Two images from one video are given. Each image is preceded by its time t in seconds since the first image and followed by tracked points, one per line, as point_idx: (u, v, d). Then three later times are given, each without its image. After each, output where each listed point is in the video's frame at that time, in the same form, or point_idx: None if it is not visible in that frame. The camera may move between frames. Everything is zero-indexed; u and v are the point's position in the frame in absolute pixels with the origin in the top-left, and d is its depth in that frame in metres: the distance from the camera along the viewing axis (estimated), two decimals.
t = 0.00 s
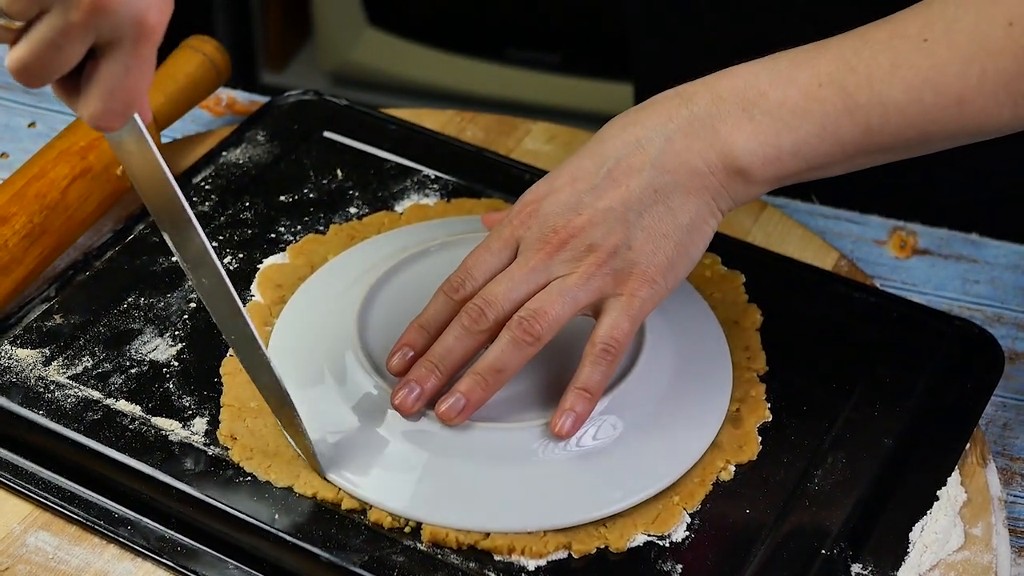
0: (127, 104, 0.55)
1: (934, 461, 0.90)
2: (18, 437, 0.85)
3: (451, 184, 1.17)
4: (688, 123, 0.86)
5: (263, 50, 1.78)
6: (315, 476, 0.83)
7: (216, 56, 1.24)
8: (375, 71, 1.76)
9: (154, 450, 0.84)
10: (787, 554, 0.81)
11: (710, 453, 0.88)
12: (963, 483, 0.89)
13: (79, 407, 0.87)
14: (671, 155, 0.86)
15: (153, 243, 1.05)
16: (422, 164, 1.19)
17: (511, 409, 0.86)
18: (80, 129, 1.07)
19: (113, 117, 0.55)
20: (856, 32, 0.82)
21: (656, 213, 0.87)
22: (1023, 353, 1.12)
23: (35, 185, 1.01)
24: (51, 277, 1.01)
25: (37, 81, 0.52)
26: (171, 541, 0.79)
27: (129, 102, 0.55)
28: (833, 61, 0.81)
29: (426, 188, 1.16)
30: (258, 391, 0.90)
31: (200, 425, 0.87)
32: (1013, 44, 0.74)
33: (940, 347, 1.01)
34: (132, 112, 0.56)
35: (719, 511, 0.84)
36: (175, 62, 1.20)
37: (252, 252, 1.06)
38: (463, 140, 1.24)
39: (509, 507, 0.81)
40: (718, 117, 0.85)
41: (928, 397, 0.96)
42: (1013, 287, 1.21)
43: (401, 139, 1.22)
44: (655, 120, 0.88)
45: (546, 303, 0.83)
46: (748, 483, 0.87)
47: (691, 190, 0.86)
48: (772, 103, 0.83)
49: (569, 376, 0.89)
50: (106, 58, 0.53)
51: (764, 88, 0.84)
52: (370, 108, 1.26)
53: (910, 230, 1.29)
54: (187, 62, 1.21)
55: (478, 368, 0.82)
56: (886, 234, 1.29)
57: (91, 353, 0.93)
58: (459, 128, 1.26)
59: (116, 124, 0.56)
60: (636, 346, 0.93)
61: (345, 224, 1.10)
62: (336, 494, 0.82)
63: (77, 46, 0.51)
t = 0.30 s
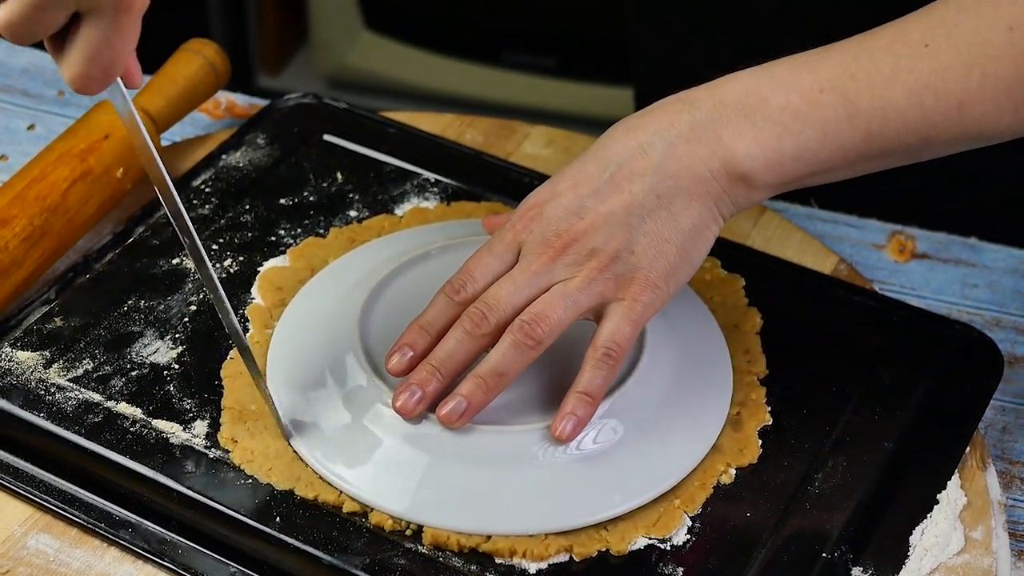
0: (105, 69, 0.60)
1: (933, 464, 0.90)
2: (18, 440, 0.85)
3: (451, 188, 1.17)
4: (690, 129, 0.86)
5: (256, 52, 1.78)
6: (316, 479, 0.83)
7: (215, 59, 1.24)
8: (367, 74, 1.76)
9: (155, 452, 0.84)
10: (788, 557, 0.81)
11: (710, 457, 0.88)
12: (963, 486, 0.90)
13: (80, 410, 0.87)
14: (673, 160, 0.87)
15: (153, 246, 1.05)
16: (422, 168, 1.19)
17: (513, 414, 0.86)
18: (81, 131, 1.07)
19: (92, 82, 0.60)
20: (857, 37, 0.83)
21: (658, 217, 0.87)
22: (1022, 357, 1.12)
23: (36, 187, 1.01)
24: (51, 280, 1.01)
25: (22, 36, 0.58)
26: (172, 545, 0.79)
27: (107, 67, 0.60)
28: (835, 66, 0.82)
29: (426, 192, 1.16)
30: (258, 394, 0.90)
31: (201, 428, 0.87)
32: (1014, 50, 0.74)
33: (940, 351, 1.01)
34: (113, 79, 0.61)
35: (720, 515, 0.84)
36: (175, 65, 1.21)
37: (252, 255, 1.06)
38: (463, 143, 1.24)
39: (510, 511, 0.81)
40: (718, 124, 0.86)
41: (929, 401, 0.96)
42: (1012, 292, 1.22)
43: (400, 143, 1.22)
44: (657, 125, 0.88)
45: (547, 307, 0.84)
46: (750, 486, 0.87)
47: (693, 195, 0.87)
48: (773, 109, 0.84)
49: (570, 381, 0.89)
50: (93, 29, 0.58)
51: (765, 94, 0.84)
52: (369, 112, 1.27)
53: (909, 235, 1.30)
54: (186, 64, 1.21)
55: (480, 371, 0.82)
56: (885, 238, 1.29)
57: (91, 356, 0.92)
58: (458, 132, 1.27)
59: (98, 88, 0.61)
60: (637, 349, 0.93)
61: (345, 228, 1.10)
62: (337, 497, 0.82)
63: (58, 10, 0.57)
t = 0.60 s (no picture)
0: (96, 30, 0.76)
1: (935, 462, 0.90)
2: (20, 445, 0.85)
3: (450, 191, 1.17)
4: (690, 129, 0.87)
5: (253, 56, 1.69)
6: (319, 482, 0.83)
7: (213, 62, 1.24)
8: (364, 77, 1.69)
9: (158, 457, 0.84)
10: (791, 557, 0.81)
11: (713, 457, 0.88)
12: (965, 485, 0.90)
13: (82, 414, 0.87)
14: (673, 161, 0.87)
15: (154, 250, 1.05)
16: (421, 170, 1.19)
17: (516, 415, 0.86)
18: (80, 136, 1.07)
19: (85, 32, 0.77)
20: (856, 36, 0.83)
21: (660, 218, 0.87)
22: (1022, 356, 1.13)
23: (36, 192, 1.01)
24: (51, 285, 1.00)
25: None
26: (176, 549, 0.78)
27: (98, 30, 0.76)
28: (834, 65, 0.82)
29: (425, 194, 1.16)
30: (260, 397, 0.90)
31: (203, 432, 0.87)
32: (1013, 47, 0.75)
33: (940, 351, 1.01)
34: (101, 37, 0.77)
35: (722, 515, 0.84)
36: (174, 70, 1.21)
37: (252, 259, 1.06)
38: (462, 146, 1.24)
39: (514, 514, 0.81)
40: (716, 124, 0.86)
41: (930, 400, 0.96)
42: (1011, 291, 1.22)
43: (399, 146, 1.22)
44: (656, 125, 0.88)
45: (550, 308, 0.84)
46: (753, 486, 0.87)
47: (694, 197, 0.87)
48: (773, 109, 0.84)
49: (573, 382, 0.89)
50: (79, 3, 0.67)
51: (764, 94, 0.84)
52: (368, 115, 1.27)
53: (908, 235, 1.30)
54: (186, 68, 1.21)
55: (481, 372, 0.82)
56: (884, 238, 1.30)
57: (92, 360, 0.92)
58: (457, 134, 1.27)
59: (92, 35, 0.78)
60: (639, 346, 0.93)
61: (346, 230, 1.10)
62: (341, 500, 0.82)
63: None
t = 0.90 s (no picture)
0: None
1: (939, 463, 0.90)
2: (25, 450, 0.85)
3: (453, 194, 1.17)
4: (694, 131, 0.87)
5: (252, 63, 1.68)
6: (324, 486, 0.83)
7: (215, 66, 1.24)
8: (359, 80, 1.68)
9: (163, 461, 0.84)
10: (797, 558, 0.81)
11: (718, 459, 0.88)
12: (970, 485, 0.90)
13: (87, 419, 0.87)
14: (676, 165, 0.87)
15: (157, 254, 1.05)
16: (423, 172, 1.19)
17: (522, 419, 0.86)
18: (83, 141, 1.07)
19: None
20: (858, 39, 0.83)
21: (663, 221, 0.87)
22: None
23: (38, 198, 1.01)
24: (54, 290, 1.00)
25: None
26: (181, 554, 0.78)
27: None
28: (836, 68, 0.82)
29: (428, 197, 1.16)
30: (264, 401, 0.90)
31: (208, 436, 0.87)
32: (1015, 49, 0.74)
33: (943, 352, 1.01)
34: None
35: (727, 516, 0.84)
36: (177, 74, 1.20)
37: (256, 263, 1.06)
38: (464, 149, 1.24)
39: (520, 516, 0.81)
40: (719, 126, 0.86)
41: (934, 400, 0.96)
42: (1013, 290, 1.22)
43: (401, 149, 1.22)
44: (658, 127, 0.88)
45: (554, 311, 0.84)
46: (758, 488, 0.87)
47: (698, 200, 0.87)
48: (776, 112, 0.84)
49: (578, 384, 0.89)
50: None
51: (767, 97, 0.84)
52: (369, 119, 1.27)
53: (910, 236, 1.31)
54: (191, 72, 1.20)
55: (485, 376, 0.82)
56: (887, 239, 1.30)
57: (96, 365, 0.92)
58: (458, 137, 1.27)
59: None
60: (644, 348, 0.92)
61: (349, 234, 1.10)
62: (346, 504, 0.82)
63: None
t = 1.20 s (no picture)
0: None
1: (940, 464, 0.90)
2: (27, 452, 0.85)
3: (454, 195, 1.17)
4: (700, 136, 0.87)
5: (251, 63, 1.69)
6: (327, 487, 0.83)
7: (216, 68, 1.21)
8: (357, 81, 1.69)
9: (165, 463, 0.84)
10: (800, 559, 0.81)
11: (719, 460, 0.88)
12: (971, 485, 0.90)
13: (89, 421, 0.87)
14: (681, 171, 0.87)
15: (158, 256, 1.05)
16: (423, 174, 1.19)
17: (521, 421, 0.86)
18: (83, 143, 1.07)
19: None
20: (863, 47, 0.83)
21: (666, 224, 0.87)
22: None
23: (40, 199, 1.01)
24: (55, 292, 1.00)
25: None
26: (184, 555, 0.78)
27: None
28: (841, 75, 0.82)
29: (428, 199, 1.16)
30: (267, 403, 0.90)
31: (210, 438, 0.87)
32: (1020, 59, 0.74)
33: (945, 353, 1.01)
34: None
35: (729, 517, 0.84)
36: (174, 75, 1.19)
37: (256, 265, 1.05)
38: (464, 150, 1.24)
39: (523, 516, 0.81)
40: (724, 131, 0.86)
41: (936, 402, 0.96)
42: (1014, 291, 1.22)
43: (401, 151, 1.22)
44: (662, 130, 0.88)
45: (557, 313, 0.84)
46: (760, 489, 0.87)
47: (701, 205, 0.87)
48: (780, 119, 0.84)
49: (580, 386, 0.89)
50: None
51: (771, 102, 0.84)
52: (369, 121, 1.27)
53: (911, 236, 1.31)
54: (189, 75, 1.19)
55: (488, 376, 0.82)
56: (887, 239, 1.30)
57: (98, 367, 0.92)
58: (459, 138, 1.27)
59: None
60: (646, 350, 0.93)
61: (350, 236, 1.10)
62: (349, 505, 0.82)
63: None
